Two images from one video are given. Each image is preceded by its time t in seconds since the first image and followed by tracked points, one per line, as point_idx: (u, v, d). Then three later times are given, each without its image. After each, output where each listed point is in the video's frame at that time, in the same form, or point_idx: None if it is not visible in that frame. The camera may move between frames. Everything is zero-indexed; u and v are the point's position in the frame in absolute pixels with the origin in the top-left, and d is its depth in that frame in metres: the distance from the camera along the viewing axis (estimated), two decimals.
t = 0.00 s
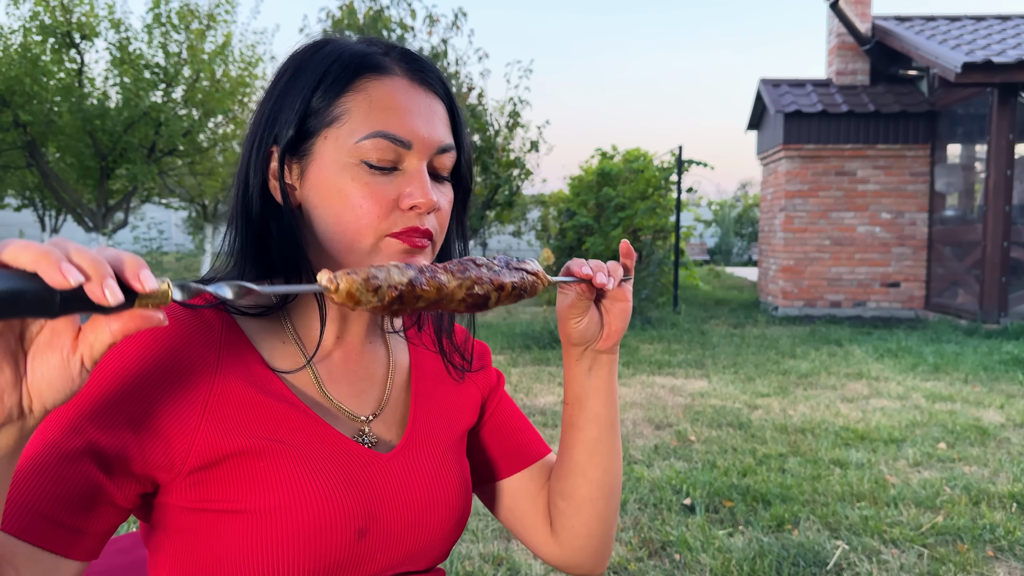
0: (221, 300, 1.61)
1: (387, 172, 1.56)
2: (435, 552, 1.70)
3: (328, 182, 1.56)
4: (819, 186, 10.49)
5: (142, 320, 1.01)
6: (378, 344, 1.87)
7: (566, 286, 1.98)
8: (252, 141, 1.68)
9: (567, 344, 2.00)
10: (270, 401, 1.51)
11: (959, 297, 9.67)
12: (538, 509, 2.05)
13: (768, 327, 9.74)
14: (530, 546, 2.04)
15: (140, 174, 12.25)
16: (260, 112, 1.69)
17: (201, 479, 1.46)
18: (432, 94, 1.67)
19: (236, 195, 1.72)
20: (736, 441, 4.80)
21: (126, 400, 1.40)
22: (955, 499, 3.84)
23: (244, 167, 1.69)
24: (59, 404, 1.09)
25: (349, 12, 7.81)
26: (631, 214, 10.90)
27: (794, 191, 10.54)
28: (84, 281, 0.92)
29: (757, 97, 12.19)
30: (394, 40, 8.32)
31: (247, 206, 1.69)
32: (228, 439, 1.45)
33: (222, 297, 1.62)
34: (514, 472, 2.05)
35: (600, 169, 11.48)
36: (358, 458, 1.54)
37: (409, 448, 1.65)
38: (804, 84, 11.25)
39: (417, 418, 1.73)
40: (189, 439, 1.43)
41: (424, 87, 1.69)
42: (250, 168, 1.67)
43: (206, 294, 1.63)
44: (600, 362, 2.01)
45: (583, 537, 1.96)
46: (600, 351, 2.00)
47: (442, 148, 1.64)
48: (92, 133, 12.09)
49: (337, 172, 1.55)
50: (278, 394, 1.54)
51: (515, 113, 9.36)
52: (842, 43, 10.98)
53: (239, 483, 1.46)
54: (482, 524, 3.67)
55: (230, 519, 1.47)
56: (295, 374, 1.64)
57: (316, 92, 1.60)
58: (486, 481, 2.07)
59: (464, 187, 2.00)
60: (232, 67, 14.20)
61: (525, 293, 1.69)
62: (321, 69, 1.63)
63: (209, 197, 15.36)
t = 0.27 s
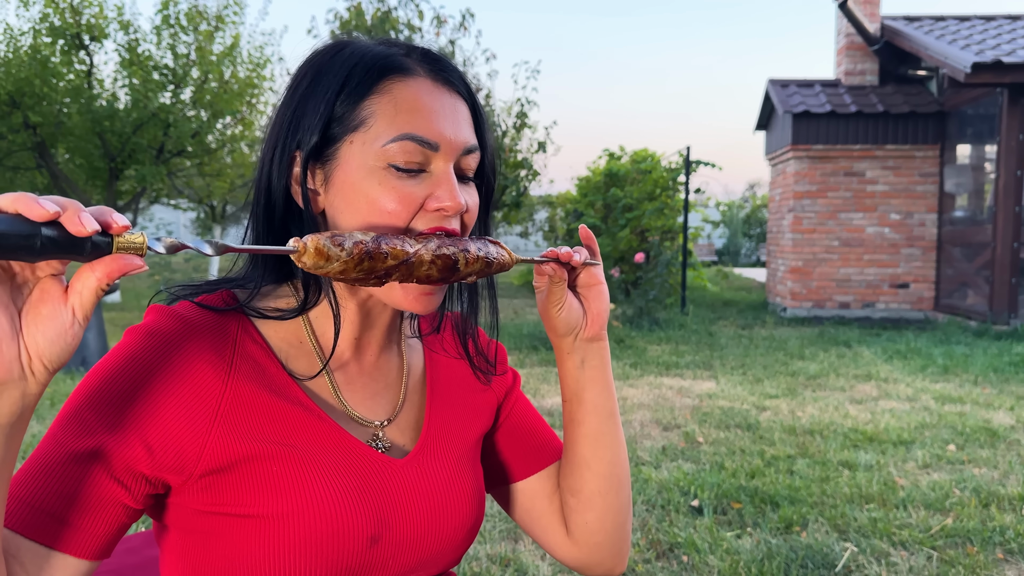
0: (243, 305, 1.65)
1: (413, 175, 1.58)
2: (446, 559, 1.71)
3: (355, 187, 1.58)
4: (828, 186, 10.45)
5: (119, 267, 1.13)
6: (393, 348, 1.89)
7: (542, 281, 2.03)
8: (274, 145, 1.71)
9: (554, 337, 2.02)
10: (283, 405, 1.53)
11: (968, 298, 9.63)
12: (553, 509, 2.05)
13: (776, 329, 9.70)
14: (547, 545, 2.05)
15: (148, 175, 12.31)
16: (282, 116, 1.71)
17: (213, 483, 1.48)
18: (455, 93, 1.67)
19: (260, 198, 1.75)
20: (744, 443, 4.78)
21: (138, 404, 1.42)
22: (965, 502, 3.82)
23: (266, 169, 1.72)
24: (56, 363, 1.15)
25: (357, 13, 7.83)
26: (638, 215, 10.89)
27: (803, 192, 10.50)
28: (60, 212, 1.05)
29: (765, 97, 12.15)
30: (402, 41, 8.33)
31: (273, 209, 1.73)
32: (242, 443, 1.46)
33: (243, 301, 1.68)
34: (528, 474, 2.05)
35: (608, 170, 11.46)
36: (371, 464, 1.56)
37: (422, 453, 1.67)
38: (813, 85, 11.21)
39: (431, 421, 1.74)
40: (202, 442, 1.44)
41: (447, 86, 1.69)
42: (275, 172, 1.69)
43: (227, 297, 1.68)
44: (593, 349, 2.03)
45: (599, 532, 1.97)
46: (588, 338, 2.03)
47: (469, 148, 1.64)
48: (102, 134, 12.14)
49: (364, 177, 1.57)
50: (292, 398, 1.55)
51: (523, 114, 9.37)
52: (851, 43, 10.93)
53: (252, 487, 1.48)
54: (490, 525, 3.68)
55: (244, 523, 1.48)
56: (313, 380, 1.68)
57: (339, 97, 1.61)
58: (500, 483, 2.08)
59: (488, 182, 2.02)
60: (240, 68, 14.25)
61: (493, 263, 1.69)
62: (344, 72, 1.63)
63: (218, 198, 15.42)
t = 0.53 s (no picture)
0: (256, 304, 1.67)
1: (428, 183, 1.59)
2: (455, 558, 1.72)
3: (368, 192, 1.59)
4: (835, 187, 10.42)
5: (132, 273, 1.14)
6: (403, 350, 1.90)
7: (548, 292, 2.02)
8: (286, 146, 1.72)
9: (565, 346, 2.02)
10: (296, 405, 1.54)
11: (976, 299, 9.59)
12: (558, 514, 2.07)
13: (784, 330, 9.68)
14: (550, 551, 2.07)
15: (156, 176, 12.36)
16: (296, 117, 1.71)
17: (228, 483, 1.49)
18: (472, 102, 1.69)
19: (271, 198, 1.76)
20: (751, 444, 4.78)
21: (153, 405, 1.43)
22: (973, 503, 3.81)
23: (278, 170, 1.73)
24: (80, 369, 1.15)
25: (364, 14, 7.83)
26: (645, 216, 10.88)
27: (810, 193, 10.47)
28: (71, 217, 1.07)
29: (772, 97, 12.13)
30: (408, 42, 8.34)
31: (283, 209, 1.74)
32: (256, 443, 1.48)
33: (256, 301, 1.70)
34: (537, 477, 2.07)
35: (614, 170, 11.46)
36: (382, 464, 1.57)
37: (431, 454, 1.68)
38: (820, 85, 11.18)
39: (441, 423, 1.76)
40: (217, 442, 1.46)
41: (463, 95, 1.70)
42: (287, 173, 1.71)
43: (240, 297, 1.69)
44: (603, 357, 2.03)
45: (600, 541, 1.98)
46: (600, 346, 2.03)
47: (483, 157, 1.66)
48: (109, 136, 12.11)
49: (378, 183, 1.58)
50: (304, 398, 1.56)
51: (529, 115, 9.36)
52: (859, 43, 10.90)
53: (264, 486, 1.49)
54: (496, 526, 3.68)
55: (257, 522, 1.49)
56: (324, 381, 1.68)
57: (357, 102, 1.62)
58: (508, 486, 2.10)
59: (500, 194, 2.04)
60: (247, 69, 14.29)
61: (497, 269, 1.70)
62: (361, 77, 1.64)
63: (225, 198, 15.47)
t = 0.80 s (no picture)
0: (264, 301, 1.67)
1: (438, 204, 1.60)
2: (461, 557, 1.73)
3: (379, 206, 1.60)
4: (842, 187, 10.39)
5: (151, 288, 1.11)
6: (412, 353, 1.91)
7: (559, 302, 2.01)
8: (303, 144, 1.73)
9: (573, 354, 2.02)
10: (304, 404, 1.55)
11: (984, 299, 9.55)
12: (561, 519, 2.08)
13: (790, 330, 9.66)
14: (552, 553, 2.08)
15: (163, 177, 12.43)
16: (315, 115, 1.72)
17: (236, 481, 1.50)
18: (492, 124, 1.69)
19: (283, 195, 1.77)
20: (758, 445, 4.77)
21: (165, 404, 1.44)
22: (981, 505, 3.80)
23: (293, 167, 1.74)
24: (95, 385, 1.12)
25: (370, 15, 7.86)
26: (651, 216, 10.88)
27: (817, 193, 10.44)
28: (89, 232, 1.03)
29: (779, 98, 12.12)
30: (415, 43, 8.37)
31: (293, 206, 1.75)
32: (264, 441, 1.49)
33: (264, 298, 1.70)
34: (545, 480, 2.08)
35: (620, 170, 11.46)
36: (389, 462, 1.58)
37: (439, 454, 1.68)
38: (827, 85, 11.15)
39: (448, 423, 1.77)
40: (226, 440, 1.47)
41: (484, 115, 1.70)
42: (301, 172, 1.72)
43: (248, 295, 1.70)
44: (613, 366, 2.02)
45: (602, 548, 2.00)
46: (610, 356, 2.02)
47: (496, 182, 1.66)
48: (117, 136, 12.22)
49: (390, 198, 1.59)
50: (313, 397, 1.57)
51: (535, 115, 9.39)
52: (866, 43, 10.87)
53: (274, 484, 1.50)
54: (502, 526, 3.69)
55: (265, 519, 1.50)
56: (333, 383, 1.70)
57: (377, 111, 1.62)
58: (514, 487, 2.11)
59: (515, 209, 2.04)
60: (254, 70, 14.35)
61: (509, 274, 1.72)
62: (383, 87, 1.65)
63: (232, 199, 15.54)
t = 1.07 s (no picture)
0: (269, 300, 1.67)
1: (449, 210, 1.61)
2: (466, 559, 1.74)
3: (390, 211, 1.61)
4: (848, 188, 10.36)
5: (162, 310, 1.11)
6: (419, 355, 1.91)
7: (570, 304, 2.02)
8: (316, 145, 1.74)
9: (584, 357, 2.02)
10: (311, 405, 1.56)
11: (991, 300, 9.52)
12: (566, 519, 2.09)
13: (796, 331, 9.64)
14: (557, 555, 2.09)
15: (169, 177, 12.48)
16: (329, 117, 1.73)
17: (243, 482, 1.51)
18: (504, 131, 1.70)
19: (294, 196, 1.78)
20: (763, 446, 4.77)
21: (173, 406, 1.45)
22: (988, 506, 3.79)
23: (305, 168, 1.75)
24: (102, 405, 1.13)
25: (376, 15, 7.86)
26: (656, 216, 10.86)
27: (823, 193, 10.41)
28: (101, 258, 1.03)
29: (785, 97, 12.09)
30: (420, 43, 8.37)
31: (303, 207, 1.76)
32: (272, 443, 1.50)
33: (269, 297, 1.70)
34: (552, 480, 2.09)
35: (626, 170, 11.45)
36: (396, 464, 1.59)
37: (445, 455, 1.69)
38: (833, 85, 11.12)
39: (455, 425, 1.77)
40: (233, 442, 1.49)
41: (498, 122, 1.71)
42: (314, 173, 1.72)
43: (255, 295, 1.71)
44: (621, 371, 2.03)
45: (607, 549, 2.00)
46: (618, 361, 2.02)
47: (507, 189, 1.67)
48: (123, 136, 12.27)
49: (401, 203, 1.60)
50: (320, 399, 1.58)
51: (540, 115, 9.38)
52: (872, 43, 10.84)
53: (280, 485, 1.51)
54: (507, 527, 3.70)
55: (271, 521, 1.51)
56: (341, 385, 1.71)
57: (392, 114, 1.63)
58: (520, 488, 2.12)
59: (527, 214, 2.06)
60: (260, 70, 14.38)
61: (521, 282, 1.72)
62: (398, 91, 1.66)
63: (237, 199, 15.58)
